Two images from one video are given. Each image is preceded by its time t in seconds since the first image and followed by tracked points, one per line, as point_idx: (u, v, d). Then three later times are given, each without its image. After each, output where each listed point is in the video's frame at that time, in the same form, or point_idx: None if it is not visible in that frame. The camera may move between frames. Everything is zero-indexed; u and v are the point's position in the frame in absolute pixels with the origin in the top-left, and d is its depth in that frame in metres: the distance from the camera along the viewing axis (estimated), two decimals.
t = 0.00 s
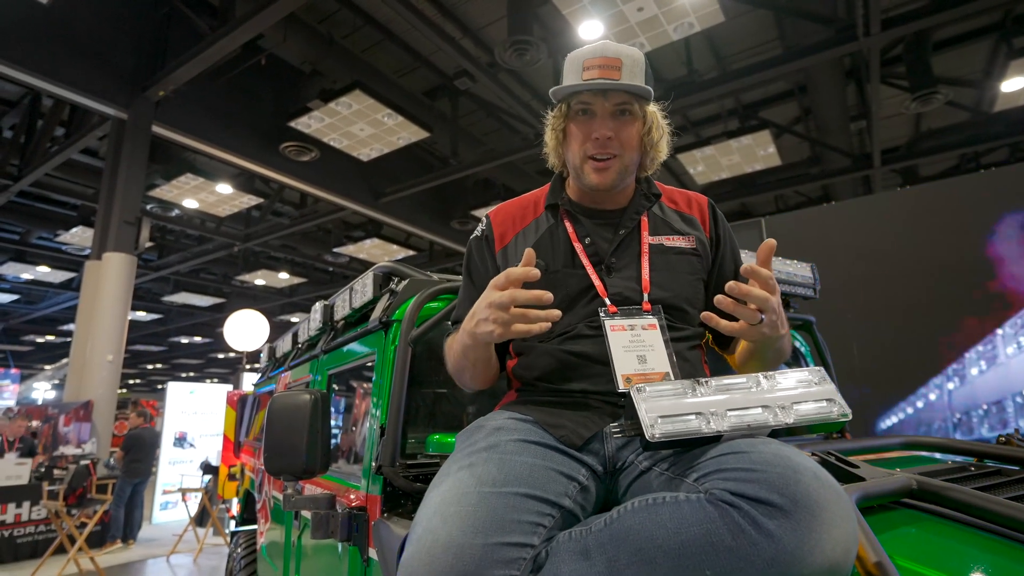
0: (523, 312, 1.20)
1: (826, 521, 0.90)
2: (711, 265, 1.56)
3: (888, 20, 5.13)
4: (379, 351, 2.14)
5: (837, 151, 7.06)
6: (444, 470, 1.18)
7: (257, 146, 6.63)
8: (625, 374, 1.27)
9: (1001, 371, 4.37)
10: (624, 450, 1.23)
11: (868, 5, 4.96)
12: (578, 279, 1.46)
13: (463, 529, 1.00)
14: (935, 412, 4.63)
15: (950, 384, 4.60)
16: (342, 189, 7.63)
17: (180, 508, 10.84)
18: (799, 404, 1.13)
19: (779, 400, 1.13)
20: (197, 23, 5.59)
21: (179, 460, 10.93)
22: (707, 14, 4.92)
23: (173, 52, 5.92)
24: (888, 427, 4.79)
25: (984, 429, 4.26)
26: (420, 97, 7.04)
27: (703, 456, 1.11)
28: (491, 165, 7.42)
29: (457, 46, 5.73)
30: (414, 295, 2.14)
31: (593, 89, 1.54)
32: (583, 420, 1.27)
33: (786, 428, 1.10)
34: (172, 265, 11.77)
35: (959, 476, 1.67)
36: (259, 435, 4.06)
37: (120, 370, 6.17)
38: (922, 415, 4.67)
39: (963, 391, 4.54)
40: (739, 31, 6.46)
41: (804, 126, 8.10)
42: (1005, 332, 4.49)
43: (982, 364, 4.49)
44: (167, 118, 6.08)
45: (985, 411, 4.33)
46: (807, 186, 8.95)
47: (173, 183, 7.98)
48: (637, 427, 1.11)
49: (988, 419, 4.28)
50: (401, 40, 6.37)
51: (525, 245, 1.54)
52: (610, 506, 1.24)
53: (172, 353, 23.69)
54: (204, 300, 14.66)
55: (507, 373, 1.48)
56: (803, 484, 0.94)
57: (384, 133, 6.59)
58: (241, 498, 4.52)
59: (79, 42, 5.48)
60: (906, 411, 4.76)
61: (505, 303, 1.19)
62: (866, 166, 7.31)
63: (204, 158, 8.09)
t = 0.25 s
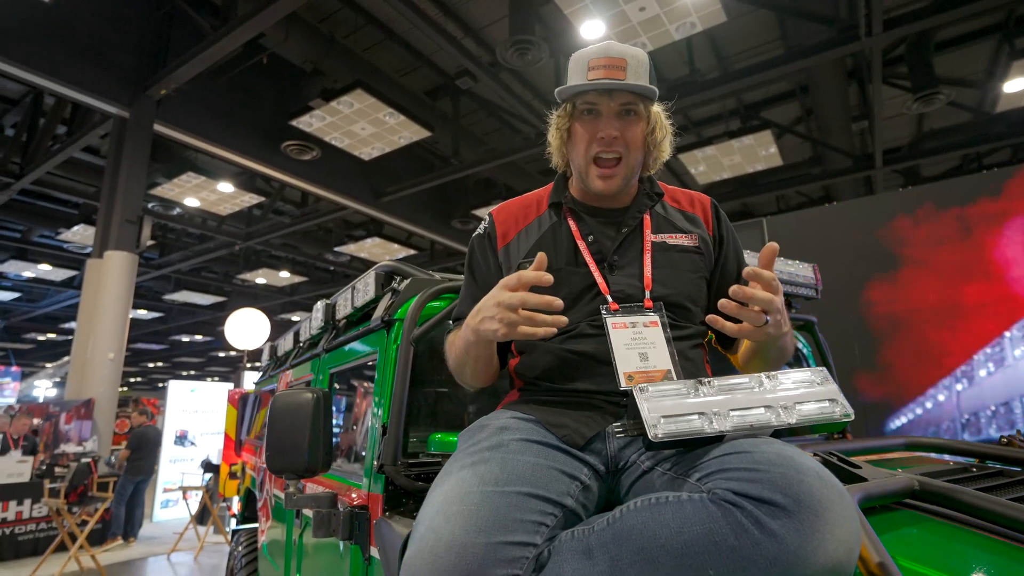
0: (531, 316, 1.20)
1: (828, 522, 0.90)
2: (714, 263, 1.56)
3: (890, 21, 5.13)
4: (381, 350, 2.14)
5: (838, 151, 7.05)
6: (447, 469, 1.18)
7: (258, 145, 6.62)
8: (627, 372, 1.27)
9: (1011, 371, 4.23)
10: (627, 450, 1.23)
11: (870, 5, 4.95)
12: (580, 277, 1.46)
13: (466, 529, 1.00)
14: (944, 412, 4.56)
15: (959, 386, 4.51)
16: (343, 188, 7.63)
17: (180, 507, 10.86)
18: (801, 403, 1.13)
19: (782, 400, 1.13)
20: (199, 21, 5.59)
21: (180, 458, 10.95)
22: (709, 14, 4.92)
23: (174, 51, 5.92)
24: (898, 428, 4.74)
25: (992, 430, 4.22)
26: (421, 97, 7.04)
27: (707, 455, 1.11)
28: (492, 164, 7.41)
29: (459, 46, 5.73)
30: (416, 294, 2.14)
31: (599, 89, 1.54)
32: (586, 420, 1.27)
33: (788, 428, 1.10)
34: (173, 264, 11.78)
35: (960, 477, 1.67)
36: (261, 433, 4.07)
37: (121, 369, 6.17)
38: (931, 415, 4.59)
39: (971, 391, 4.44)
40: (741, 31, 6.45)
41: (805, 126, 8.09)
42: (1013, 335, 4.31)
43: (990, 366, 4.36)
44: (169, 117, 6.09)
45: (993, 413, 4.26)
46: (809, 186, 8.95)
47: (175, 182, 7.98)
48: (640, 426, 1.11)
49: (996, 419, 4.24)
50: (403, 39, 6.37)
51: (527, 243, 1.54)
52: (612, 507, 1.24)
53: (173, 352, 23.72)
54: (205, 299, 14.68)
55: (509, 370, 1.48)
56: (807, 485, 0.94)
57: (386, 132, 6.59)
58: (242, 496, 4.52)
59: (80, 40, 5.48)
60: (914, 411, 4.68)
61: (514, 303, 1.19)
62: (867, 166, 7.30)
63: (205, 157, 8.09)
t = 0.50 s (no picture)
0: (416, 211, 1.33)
1: (829, 524, 0.90)
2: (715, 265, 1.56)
3: (891, 22, 5.14)
4: (382, 352, 2.15)
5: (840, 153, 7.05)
6: (449, 470, 1.18)
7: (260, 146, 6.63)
8: (626, 371, 1.29)
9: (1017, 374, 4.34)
10: (628, 451, 1.23)
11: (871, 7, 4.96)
12: (581, 278, 1.46)
13: (467, 530, 1.00)
14: (954, 414, 4.61)
15: (968, 387, 4.61)
16: (344, 189, 7.64)
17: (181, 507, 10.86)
18: (803, 406, 1.13)
19: (783, 402, 1.13)
20: (201, 22, 5.60)
21: (181, 459, 10.96)
22: (709, 15, 4.93)
23: (176, 52, 5.92)
24: (908, 428, 4.77)
25: (998, 430, 4.24)
26: (423, 98, 7.05)
27: (708, 457, 1.11)
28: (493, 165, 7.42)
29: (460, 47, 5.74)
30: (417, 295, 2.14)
31: (600, 91, 1.54)
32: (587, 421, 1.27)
33: (789, 430, 1.10)
34: (175, 265, 11.79)
35: (962, 479, 1.67)
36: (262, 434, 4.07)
37: (122, 370, 6.18)
38: (940, 416, 4.65)
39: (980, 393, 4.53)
40: (742, 32, 6.45)
41: (806, 128, 8.09)
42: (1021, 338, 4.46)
43: (998, 368, 4.49)
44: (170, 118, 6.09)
45: (1003, 415, 4.28)
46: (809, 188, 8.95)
47: (176, 183, 7.99)
48: (642, 428, 1.11)
49: (1003, 420, 4.26)
50: (404, 41, 6.38)
51: (529, 244, 1.54)
52: (613, 508, 1.24)
53: (174, 352, 23.73)
54: (206, 300, 14.69)
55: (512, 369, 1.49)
56: (808, 487, 0.94)
57: (387, 133, 6.59)
58: (243, 497, 4.53)
59: (82, 41, 5.49)
60: (924, 412, 4.76)
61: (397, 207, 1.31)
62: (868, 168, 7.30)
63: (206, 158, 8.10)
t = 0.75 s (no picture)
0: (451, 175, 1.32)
1: (829, 521, 0.91)
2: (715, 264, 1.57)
3: (891, 23, 5.14)
4: (382, 351, 2.14)
5: (839, 153, 7.06)
6: (449, 467, 1.18)
7: (260, 145, 6.63)
8: (628, 372, 1.29)
9: None
10: (628, 449, 1.23)
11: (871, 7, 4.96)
12: (581, 278, 1.46)
13: (468, 527, 1.00)
14: (960, 413, 4.68)
15: (973, 387, 4.63)
16: (344, 188, 7.64)
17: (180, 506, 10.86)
18: (802, 404, 1.13)
19: (782, 400, 1.13)
20: (201, 21, 5.59)
21: (180, 458, 10.96)
22: (710, 15, 4.93)
23: (176, 51, 5.92)
24: (914, 428, 4.81)
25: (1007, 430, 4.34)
26: (423, 97, 7.05)
27: (708, 455, 1.11)
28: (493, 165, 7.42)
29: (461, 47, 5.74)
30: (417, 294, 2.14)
31: (599, 93, 1.52)
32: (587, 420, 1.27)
33: (789, 428, 1.10)
34: (175, 264, 11.78)
35: (961, 478, 1.67)
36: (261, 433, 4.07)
37: (121, 369, 6.17)
38: (947, 415, 4.70)
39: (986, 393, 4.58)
40: (742, 32, 6.46)
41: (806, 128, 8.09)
42: None
43: (1004, 368, 4.51)
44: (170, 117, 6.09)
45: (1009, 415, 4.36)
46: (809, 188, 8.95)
47: (176, 182, 7.98)
48: (642, 426, 1.12)
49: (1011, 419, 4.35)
50: (404, 40, 6.38)
51: (528, 244, 1.52)
52: (613, 506, 1.24)
53: (173, 352, 23.73)
54: (206, 299, 14.70)
55: (513, 367, 1.51)
56: (808, 484, 0.94)
57: (387, 132, 6.59)
58: (242, 496, 4.53)
59: (82, 40, 5.48)
60: (931, 411, 4.78)
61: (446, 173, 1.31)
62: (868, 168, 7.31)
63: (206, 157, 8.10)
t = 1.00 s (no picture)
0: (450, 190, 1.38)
1: (828, 520, 0.91)
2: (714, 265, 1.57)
3: (890, 22, 5.14)
4: (381, 350, 2.15)
5: (839, 152, 7.06)
6: (448, 466, 1.18)
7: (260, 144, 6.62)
8: (622, 374, 1.29)
9: None
10: (626, 448, 1.23)
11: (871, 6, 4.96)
12: (578, 278, 1.46)
13: (467, 526, 1.01)
14: (967, 412, 4.63)
15: (981, 387, 4.56)
16: (343, 188, 7.64)
17: (180, 505, 10.87)
18: (799, 402, 1.13)
19: (779, 398, 1.13)
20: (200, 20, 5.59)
21: (180, 457, 10.97)
22: (709, 15, 4.93)
23: (175, 50, 5.92)
24: (923, 426, 4.73)
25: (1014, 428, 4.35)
26: (423, 96, 7.04)
27: (706, 454, 1.11)
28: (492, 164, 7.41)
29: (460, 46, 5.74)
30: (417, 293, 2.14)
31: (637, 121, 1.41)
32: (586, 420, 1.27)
33: (786, 426, 1.10)
34: (174, 263, 11.78)
35: (961, 476, 1.67)
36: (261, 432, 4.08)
37: (121, 368, 6.17)
38: (953, 414, 4.65)
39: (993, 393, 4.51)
40: (741, 31, 6.45)
41: (806, 127, 8.09)
42: None
43: (1011, 368, 4.42)
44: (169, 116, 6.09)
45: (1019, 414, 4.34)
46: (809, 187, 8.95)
47: (175, 181, 7.98)
48: (640, 426, 1.12)
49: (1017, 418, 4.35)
50: (404, 39, 6.37)
51: (524, 244, 1.53)
52: (612, 505, 1.24)
53: (173, 351, 23.74)
54: (206, 298, 14.70)
55: (511, 368, 1.51)
56: (806, 483, 0.94)
57: (386, 132, 6.59)
58: (242, 495, 4.54)
59: (82, 40, 5.49)
60: (938, 410, 4.71)
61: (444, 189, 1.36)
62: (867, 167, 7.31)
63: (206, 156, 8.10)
